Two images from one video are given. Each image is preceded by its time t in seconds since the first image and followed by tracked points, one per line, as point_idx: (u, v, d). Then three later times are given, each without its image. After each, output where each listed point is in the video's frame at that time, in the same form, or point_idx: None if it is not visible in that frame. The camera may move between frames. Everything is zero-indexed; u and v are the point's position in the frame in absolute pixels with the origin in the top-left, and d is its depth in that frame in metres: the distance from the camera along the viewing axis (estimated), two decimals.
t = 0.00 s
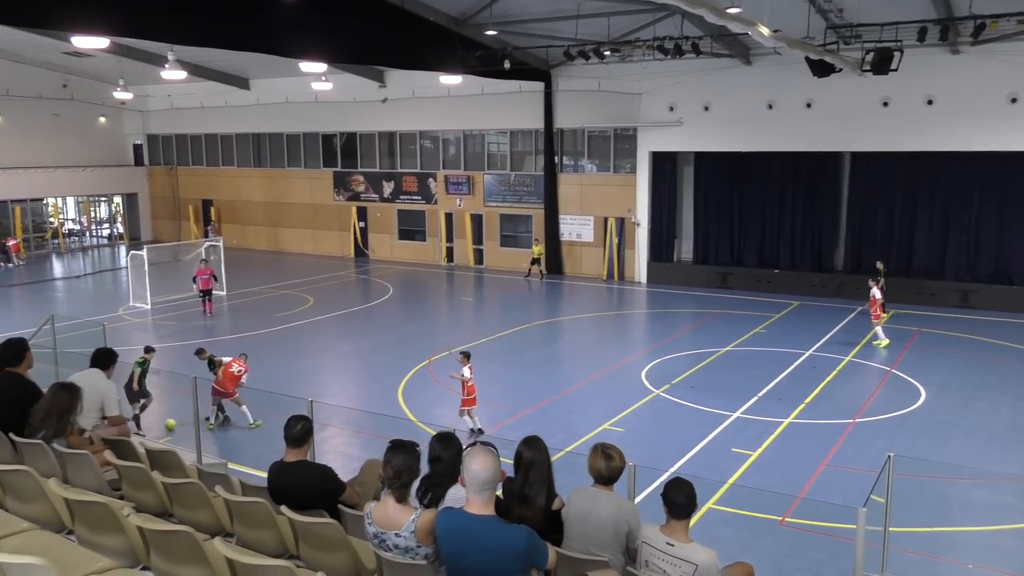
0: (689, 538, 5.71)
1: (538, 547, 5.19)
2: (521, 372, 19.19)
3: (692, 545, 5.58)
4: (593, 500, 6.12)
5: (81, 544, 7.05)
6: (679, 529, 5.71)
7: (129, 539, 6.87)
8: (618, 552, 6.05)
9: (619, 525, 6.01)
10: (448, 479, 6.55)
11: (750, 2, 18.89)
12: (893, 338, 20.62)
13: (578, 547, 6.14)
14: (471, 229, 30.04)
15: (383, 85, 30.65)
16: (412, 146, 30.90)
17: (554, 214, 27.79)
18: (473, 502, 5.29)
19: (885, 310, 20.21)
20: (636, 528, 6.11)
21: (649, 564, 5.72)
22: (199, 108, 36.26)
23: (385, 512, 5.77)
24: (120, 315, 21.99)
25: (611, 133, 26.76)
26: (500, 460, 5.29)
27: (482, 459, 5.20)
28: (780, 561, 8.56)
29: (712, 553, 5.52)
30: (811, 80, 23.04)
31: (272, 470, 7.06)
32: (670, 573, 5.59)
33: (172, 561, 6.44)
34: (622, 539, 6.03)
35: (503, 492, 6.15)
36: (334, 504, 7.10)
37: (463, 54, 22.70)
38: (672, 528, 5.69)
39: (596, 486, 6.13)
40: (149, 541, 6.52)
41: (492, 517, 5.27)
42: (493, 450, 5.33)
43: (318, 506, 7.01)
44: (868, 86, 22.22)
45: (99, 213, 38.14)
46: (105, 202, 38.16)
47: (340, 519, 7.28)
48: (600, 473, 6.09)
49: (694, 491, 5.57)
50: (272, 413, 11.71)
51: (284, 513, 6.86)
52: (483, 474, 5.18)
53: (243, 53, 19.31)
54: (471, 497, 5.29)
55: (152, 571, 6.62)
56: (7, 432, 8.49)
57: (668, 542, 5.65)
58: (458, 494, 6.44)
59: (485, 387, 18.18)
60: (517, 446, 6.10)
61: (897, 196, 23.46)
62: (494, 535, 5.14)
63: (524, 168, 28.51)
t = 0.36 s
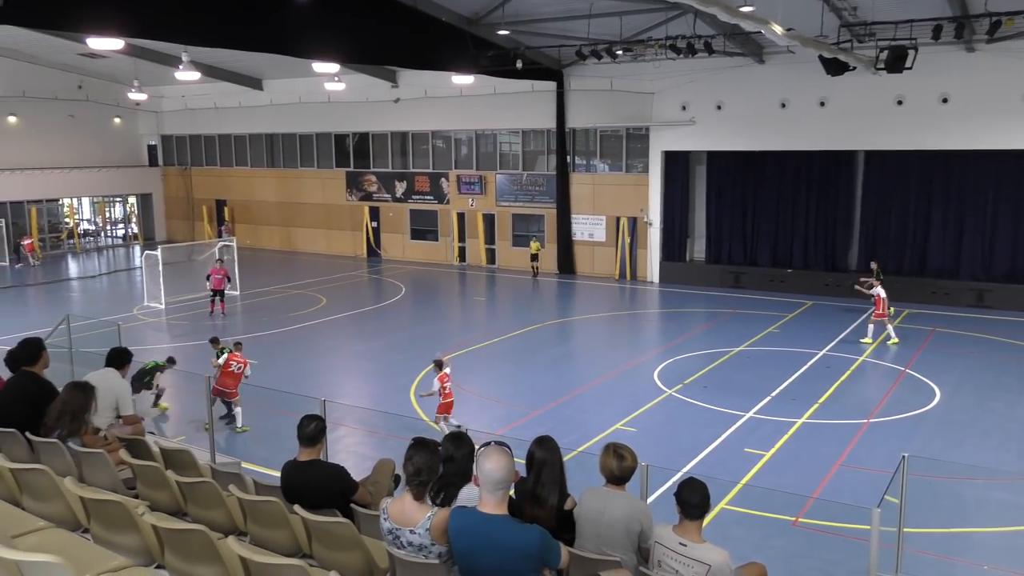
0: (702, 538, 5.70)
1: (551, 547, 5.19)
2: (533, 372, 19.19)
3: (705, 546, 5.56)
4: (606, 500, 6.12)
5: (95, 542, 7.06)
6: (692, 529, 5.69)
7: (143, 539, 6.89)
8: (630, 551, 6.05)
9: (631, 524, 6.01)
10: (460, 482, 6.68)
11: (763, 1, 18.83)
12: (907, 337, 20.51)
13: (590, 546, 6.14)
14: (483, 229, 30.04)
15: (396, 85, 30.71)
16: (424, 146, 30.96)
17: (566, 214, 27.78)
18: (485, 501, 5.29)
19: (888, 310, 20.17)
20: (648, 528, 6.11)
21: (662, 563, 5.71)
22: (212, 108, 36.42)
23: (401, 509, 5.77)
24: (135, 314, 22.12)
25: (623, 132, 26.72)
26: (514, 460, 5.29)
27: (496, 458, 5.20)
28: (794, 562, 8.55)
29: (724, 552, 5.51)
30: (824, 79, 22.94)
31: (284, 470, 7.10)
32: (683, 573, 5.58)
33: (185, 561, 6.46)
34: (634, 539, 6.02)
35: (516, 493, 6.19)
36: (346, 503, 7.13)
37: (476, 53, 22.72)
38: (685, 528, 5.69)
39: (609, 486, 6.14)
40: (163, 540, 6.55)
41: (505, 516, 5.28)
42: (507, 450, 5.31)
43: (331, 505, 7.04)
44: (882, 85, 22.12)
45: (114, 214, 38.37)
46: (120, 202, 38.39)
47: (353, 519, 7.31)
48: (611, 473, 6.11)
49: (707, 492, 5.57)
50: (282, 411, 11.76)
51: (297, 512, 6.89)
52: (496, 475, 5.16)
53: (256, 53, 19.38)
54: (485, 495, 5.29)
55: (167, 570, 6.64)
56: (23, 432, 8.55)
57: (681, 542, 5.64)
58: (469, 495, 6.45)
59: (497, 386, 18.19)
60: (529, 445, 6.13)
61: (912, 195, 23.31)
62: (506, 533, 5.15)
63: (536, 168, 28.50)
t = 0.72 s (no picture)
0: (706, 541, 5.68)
1: (555, 550, 5.18)
2: (537, 374, 19.18)
3: (708, 548, 5.56)
4: (609, 502, 6.12)
5: (100, 544, 7.06)
6: (696, 532, 5.68)
7: (147, 540, 6.89)
8: (634, 553, 6.05)
9: (634, 526, 6.01)
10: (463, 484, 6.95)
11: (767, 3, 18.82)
12: (913, 339, 20.46)
13: (594, 548, 6.13)
14: (487, 232, 30.04)
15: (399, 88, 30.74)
16: (428, 149, 30.99)
17: (571, 216, 27.78)
18: (490, 504, 5.26)
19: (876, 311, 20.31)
20: (651, 530, 6.10)
21: (666, 565, 5.72)
22: (217, 111, 36.46)
23: (408, 508, 5.76)
24: (140, 317, 22.16)
25: (628, 134, 26.73)
26: (519, 463, 5.29)
27: (501, 460, 5.19)
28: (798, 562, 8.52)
29: (728, 555, 5.48)
30: (829, 80, 22.90)
31: (289, 471, 7.13)
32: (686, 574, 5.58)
33: (189, 562, 6.46)
34: (638, 541, 6.03)
35: (521, 496, 6.25)
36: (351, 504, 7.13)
37: (480, 56, 22.74)
38: (689, 530, 5.67)
39: (612, 488, 6.15)
40: (167, 542, 6.55)
41: (509, 518, 5.26)
42: (512, 453, 5.32)
43: (335, 506, 7.05)
44: (886, 86, 22.09)
45: (119, 216, 38.46)
46: (125, 205, 38.47)
47: (356, 520, 7.34)
48: (615, 475, 6.14)
49: (712, 495, 5.55)
50: (288, 413, 11.73)
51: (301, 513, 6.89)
52: (501, 478, 5.17)
53: (260, 56, 19.39)
54: (490, 497, 5.26)
55: (171, 571, 6.64)
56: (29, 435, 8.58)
57: (684, 544, 5.63)
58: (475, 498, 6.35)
59: (501, 389, 18.18)
60: (532, 448, 6.17)
61: (918, 195, 23.26)
62: (510, 536, 5.14)
63: (540, 170, 28.51)
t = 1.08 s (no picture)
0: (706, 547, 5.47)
1: (553, 557, 4.94)
2: (535, 377, 18.96)
3: (708, 554, 5.33)
4: (608, 507, 5.89)
5: (91, 551, 6.80)
6: (696, 537, 5.47)
7: (140, 547, 6.64)
8: (634, 559, 5.82)
9: (633, 532, 5.78)
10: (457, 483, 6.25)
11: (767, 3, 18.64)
12: (914, 342, 20.25)
13: (593, 554, 5.90)
14: (485, 234, 29.83)
15: (396, 88, 30.52)
16: (425, 150, 30.77)
17: (569, 218, 27.56)
18: (487, 508, 5.04)
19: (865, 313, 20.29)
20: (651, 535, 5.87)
21: (666, 572, 5.49)
22: (212, 112, 36.27)
23: (402, 515, 5.62)
24: (132, 320, 21.91)
25: (627, 135, 26.52)
26: (518, 467, 5.06)
27: (500, 464, 4.96)
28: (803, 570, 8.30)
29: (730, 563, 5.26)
30: (830, 81, 22.70)
31: (283, 476, 6.87)
32: None
33: (183, 570, 6.21)
34: (637, 546, 5.79)
35: (518, 500, 5.92)
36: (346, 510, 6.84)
37: (478, 56, 22.53)
38: (689, 536, 5.46)
39: (611, 493, 5.88)
40: (160, 549, 6.29)
41: (506, 524, 5.03)
42: (512, 457, 5.09)
43: (330, 511, 6.76)
44: (888, 87, 21.90)
45: (113, 219, 38.19)
46: (118, 207, 38.25)
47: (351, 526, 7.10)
48: (613, 479, 5.87)
49: (712, 500, 5.36)
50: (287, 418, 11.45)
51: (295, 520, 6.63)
52: (499, 483, 4.93)
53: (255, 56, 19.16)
54: (487, 502, 5.05)
55: None
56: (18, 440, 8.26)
57: (684, 550, 5.40)
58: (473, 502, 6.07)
59: (498, 393, 17.94)
60: (532, 451, 5.78)
61: (920, 195, 23.08)
62: (507, 543, 4.90)
63: (539, 172, 28.29)
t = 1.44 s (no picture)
0: (700, 557, 5.12)
1: (541, 565, 4.67)
2: (523, 381, 18.38)
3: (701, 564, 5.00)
4: (598, 515, 5.48)
5: (59, 565, 6.21)
6: (689, 545, 5.13)
7: (111, 560, 6.06)
8: (624, 569, 5.39)
9: (624, 541, 5.35)
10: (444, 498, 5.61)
11: None
12: (912, 344, 19.72)
13: (582, 564, 5.46)
14: (471, 234, 29.21)
15: (380, 85, 29.91)
16: (410, 148, 30.13)
17: (558, 217, 26.96)
18: (473, 518, 4.77)
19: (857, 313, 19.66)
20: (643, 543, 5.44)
21: None
22: (188, 108, 35.66)
23: (384, 526, 5.23)
24: (105, 325, 21.19)
25: (617, 133, 25.94)
26: (506, 474, 4.82)
27: (487, 472, 4.70)
28: None
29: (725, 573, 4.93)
30: (826, 77, 22.19)
31: (262, 484, 6.33)
32: None
33: None
34: (628, 556, 5.37)
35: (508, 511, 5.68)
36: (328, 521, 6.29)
37: (465, 52, 21.91)
38: (681, 544, 5.12)
39: (600, 500, 5.50)
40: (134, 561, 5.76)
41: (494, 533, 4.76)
42: (499, 466, 4.86)
43: (311, 522, 6.23)
44: (885, 84, 21.41)
45: (84, 219, 37.35)
46: (89, 207, 37.44)
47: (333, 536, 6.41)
48: (603, 486, 5.48)
49: (706, 509, 5.04)
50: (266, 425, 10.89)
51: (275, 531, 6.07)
52: (483, 491, 4.68)
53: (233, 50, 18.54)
54: (473, 511, 4.77)
55: None
56: None
57: (676, 560, 5.08)
58: (459, 511, 5.59)
59: (485, 398, 17.34)
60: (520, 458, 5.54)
61: (918, 194, 22.55)
62: (492, 552, 4.63)
63: (526, 171, 27.70)
